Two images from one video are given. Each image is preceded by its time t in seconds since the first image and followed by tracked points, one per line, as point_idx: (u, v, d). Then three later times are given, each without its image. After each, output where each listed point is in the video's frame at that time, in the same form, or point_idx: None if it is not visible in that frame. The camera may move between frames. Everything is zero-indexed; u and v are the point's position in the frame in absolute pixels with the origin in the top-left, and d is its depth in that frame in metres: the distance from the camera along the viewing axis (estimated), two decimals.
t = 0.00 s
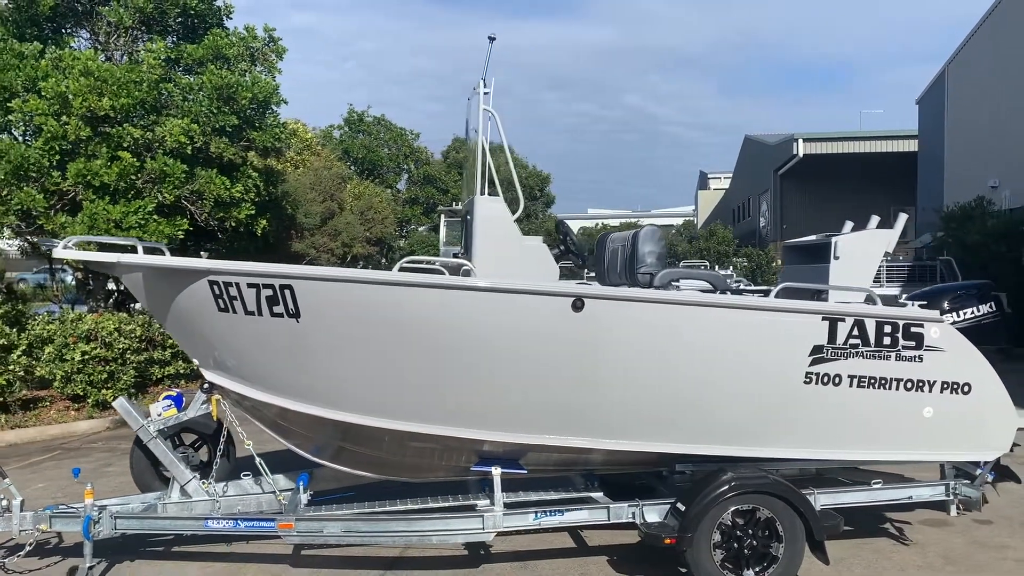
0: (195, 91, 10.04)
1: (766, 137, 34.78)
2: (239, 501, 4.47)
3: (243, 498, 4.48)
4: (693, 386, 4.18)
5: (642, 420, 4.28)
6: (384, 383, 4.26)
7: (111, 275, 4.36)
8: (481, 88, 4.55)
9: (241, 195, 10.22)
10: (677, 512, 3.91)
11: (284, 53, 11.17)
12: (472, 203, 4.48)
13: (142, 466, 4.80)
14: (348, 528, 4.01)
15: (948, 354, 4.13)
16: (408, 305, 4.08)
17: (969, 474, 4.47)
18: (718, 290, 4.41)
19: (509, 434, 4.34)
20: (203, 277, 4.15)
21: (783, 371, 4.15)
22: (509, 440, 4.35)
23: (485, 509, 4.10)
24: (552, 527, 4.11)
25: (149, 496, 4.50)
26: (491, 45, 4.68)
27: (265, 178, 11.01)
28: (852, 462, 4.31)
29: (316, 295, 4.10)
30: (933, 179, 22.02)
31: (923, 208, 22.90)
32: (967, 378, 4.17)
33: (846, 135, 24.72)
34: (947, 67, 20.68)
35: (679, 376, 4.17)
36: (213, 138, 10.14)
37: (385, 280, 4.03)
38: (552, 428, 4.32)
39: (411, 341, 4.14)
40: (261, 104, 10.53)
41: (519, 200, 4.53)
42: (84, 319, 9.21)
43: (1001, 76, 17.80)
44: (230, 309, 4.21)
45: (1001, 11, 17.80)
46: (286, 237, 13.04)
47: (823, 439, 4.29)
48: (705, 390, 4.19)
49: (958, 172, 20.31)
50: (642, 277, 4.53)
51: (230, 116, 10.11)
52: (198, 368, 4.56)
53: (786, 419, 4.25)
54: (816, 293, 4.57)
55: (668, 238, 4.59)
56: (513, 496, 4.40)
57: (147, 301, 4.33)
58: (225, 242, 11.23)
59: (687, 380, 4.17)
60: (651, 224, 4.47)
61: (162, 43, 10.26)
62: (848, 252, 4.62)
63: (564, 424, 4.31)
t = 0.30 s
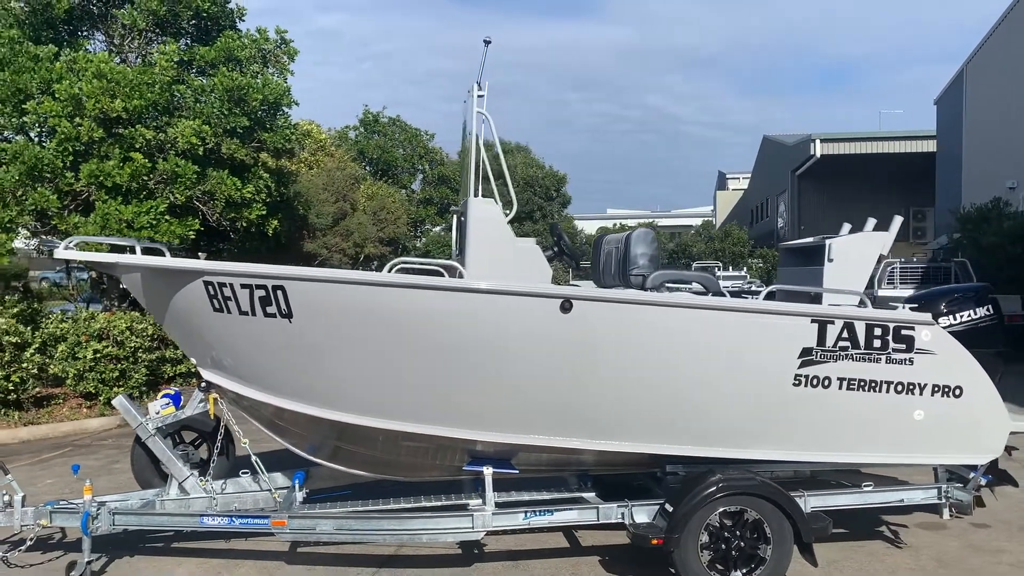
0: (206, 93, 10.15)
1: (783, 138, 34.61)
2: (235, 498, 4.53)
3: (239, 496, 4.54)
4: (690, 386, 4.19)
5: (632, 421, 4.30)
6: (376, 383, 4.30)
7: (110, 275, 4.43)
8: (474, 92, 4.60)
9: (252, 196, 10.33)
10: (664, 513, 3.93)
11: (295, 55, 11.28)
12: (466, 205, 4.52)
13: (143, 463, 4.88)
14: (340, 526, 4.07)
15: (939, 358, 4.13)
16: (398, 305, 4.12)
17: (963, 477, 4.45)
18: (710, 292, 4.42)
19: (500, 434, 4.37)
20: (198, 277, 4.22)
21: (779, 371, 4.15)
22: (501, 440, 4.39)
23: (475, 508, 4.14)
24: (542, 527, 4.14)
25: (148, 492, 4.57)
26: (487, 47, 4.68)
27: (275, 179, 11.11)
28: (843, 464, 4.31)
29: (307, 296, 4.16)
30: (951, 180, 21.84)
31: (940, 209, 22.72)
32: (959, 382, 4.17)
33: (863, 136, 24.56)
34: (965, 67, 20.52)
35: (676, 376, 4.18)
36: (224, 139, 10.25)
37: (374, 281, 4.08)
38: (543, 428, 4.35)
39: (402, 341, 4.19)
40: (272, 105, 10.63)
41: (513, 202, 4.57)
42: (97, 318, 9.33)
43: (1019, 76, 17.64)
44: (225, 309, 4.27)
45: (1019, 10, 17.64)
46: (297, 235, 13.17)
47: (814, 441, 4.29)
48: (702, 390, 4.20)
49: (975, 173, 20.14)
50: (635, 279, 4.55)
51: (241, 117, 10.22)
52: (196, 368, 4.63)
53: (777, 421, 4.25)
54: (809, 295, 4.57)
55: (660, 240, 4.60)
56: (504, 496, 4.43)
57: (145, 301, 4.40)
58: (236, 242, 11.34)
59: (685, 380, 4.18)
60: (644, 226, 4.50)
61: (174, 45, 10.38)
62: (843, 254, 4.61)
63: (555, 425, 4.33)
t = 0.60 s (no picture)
0: (219, 93, 10.26)
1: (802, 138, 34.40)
2: (232, 494, 4.59)
3: (236, 492, 4.60)
4: (686, 386, 4.20)
5: (624, 421, 4.31)
6: (369, 381, 4.35)
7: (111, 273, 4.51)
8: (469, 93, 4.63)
9: (264, 196, 10.44)
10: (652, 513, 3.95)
11: (308, 56, 11.38)
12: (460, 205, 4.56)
13: (143, 458, 4.96)
14: (332, 523, 4.12)
15: (931, 360, 4.13)
16: (389, 304, 4.17)
17: (957, 480, 4.44)
18: (703, 293, 4.43)
19: (493, 433, 4.40)
20: (194, 275, 4.28)
21: (770, 372, 4.15)
22: (493, 440, 4.42)
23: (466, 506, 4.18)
24: (532, 526, 4.17)
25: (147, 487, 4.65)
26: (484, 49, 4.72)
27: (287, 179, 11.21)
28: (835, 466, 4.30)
29: (300, 294, 4.21)
30: (971, 181, 21.63)
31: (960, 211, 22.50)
32: (951, 384, 4.16)
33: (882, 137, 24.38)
34: (985, 68, 20.32)
35: (673, 376, 4.19)
36: (236, 139, 10.36)
37: (365, 280, 4.13)
38: (535, 427, 4.37)
39: (393, 340, 4.23)
40: (283, 106, 10.73)
41: (507, 203, 4.60)
42: (109, 317, 9.45)
43: None
44: (220, 308, 4.33)
45: None
46: (309, 234, 13.28)
47: (806, 443, 4.28)
48: (702, 390, 4.20)
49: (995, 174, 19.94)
50: (628, 279, 4.58)
51: (253, 118, 10.34)
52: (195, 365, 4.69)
53: (768, 422, 4.25)
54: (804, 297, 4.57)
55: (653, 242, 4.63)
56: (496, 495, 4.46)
57: (143, 298, 4.48)
58: (248, 241, 11.45)
59: (681, 380, 4.19)
60: (637, 226, 4.53)
61: (188, 46, 10.50)
62: (838, 256, 4.60)
63: (547, 424, 4.36)
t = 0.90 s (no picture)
0: (232, 93, 10.37)
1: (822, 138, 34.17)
2: (231, 488, 4.66)
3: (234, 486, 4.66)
4: (678, 385, 4.21)
5: (614, 419, 4.33)
6: (363, 377, 4.40)
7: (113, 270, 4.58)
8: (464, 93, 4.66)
9: (276, 195, 10.55)
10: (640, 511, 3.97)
11: (321, 56, 11.48)
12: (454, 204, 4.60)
13: (146, 453, 5.06)
14: (325, 517, 4.18)
15: (922, 361, 4.12)
16: (381, 301, 4.21)
17: (951, 482, 4.42)
18: (696, 293, 4.43)
19: (486, 430, 4.44)
20: (191, 273, 4.34)
21: (759, 371, 4.16)
22: (485, 437, 4.45)
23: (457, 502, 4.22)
24: (523, 522, 4.21)
25: (148, 481, 4.73)
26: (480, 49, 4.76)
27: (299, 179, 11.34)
28: (827, 466, 4.30)
29: (293, 292, 4.27)
30: (992, 182, 21.39)
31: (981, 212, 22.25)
32: (943, 386, 4.15)
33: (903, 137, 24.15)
34: (1007, 67, 20.09)
35: (664, 375, 4.20)
36: (249, 138, 10.48)
37: (357, 279, 4.17)
38: (527, 424, 4.40)
39: (385, 337, 4.27)
40: (295, 105, 10.82)
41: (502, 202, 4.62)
42: (123, 312, 9.54)
43: None
44: (217, 304, 4.39)
45: None
46: (322, 233, 13.39)
47: (797, 443, 4.29)
48: (699, 389, 4.21)
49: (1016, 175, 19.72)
50: (623, 278, 4.59)
51: (264, 118, 10.44)
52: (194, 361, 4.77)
53: (759, 421, 4.25)
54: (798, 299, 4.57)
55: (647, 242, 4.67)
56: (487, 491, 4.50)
57: (143, 295, 4.55)
58: (262, 240, 11.60)
59: (673, 379, 4.20)
60: (632, 227, 4.58)
61: (202, 46, 10.62)
62: (833, 256, 4.59)
63: (539, 422, 4.39)
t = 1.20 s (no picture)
0: (245, 93, 10.47)
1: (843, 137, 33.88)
2: (229, 484, 4.73)
3: (233, 482, 4.73)
4: (670, 385, 4.23)
5: (606, 418, 4.35)
6: (357, 375, 4.44)
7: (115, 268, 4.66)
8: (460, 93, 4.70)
9: (288, 194, 10.66)
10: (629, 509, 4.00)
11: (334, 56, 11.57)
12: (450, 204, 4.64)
13: (148, 449, 5.18)
14: (319, 513, 4.24)
15: (914, 362, 4.12)
16: (372, 300, 4.25)
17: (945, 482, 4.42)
18: (689, 293, 4.45)
19: (478, 429, 4.46)
20: (188, 271, 4.42)
21: (748, 371, 4.17)
22: (478, 435, 4.48)
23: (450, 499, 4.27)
24: (514, 520, 4.25)
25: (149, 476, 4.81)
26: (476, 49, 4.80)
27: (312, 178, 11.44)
28: (818, 466, 4.30)
29: (287, 291, 4.32)
30: (1013, 182, 21.13)
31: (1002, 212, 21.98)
32: (934, 386, 4.15)
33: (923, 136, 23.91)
34: None
35: (656, 375, 4.22)
36: (262, 138, 10.59)
37: (348, 278, 4.22)
38: (519, 423, 4.43)
39: (377, 335, 4.31)
40: (307, 105, 10.91)
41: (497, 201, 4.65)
42: (137, 310, 9.68)
43: None
44: (214, 303, 4.47)
45: None
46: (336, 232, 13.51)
47: (789, 443, 4.29)
48: (690, 388, 4.22)
49: None
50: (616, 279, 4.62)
51: (276, 118, 10.55)
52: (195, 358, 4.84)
53: (751, 422, 4.26)
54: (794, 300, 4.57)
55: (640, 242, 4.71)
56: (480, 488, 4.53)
57: (144, 292, 4.64)
58: (276, 239, 11.73)
59: (665, 378, 4.21)
60: (624, 227, 4.63)
61: (216, 48, 10.74)
62: (828, 257, 4.58)
63: (531, 420, 4.42)
